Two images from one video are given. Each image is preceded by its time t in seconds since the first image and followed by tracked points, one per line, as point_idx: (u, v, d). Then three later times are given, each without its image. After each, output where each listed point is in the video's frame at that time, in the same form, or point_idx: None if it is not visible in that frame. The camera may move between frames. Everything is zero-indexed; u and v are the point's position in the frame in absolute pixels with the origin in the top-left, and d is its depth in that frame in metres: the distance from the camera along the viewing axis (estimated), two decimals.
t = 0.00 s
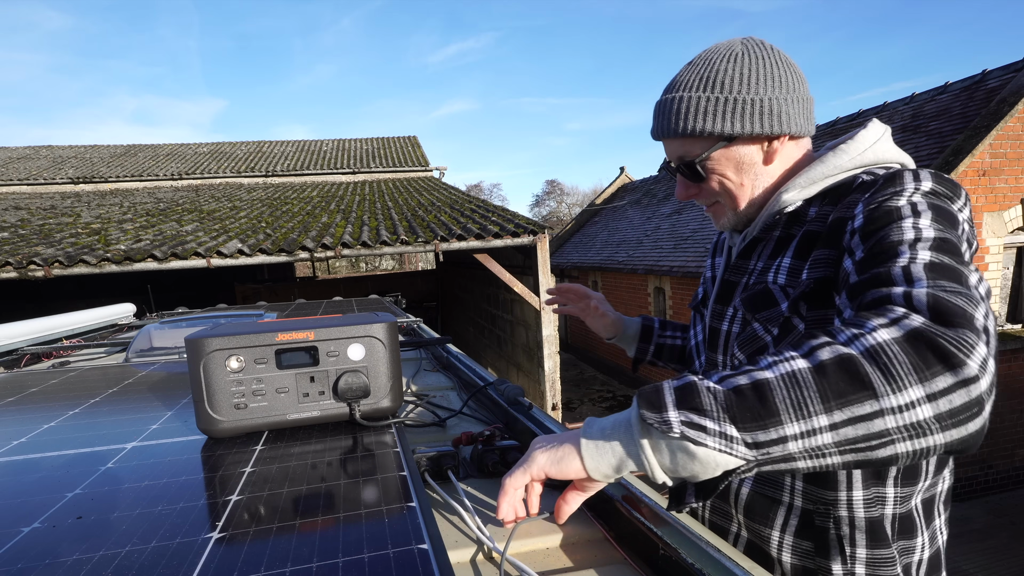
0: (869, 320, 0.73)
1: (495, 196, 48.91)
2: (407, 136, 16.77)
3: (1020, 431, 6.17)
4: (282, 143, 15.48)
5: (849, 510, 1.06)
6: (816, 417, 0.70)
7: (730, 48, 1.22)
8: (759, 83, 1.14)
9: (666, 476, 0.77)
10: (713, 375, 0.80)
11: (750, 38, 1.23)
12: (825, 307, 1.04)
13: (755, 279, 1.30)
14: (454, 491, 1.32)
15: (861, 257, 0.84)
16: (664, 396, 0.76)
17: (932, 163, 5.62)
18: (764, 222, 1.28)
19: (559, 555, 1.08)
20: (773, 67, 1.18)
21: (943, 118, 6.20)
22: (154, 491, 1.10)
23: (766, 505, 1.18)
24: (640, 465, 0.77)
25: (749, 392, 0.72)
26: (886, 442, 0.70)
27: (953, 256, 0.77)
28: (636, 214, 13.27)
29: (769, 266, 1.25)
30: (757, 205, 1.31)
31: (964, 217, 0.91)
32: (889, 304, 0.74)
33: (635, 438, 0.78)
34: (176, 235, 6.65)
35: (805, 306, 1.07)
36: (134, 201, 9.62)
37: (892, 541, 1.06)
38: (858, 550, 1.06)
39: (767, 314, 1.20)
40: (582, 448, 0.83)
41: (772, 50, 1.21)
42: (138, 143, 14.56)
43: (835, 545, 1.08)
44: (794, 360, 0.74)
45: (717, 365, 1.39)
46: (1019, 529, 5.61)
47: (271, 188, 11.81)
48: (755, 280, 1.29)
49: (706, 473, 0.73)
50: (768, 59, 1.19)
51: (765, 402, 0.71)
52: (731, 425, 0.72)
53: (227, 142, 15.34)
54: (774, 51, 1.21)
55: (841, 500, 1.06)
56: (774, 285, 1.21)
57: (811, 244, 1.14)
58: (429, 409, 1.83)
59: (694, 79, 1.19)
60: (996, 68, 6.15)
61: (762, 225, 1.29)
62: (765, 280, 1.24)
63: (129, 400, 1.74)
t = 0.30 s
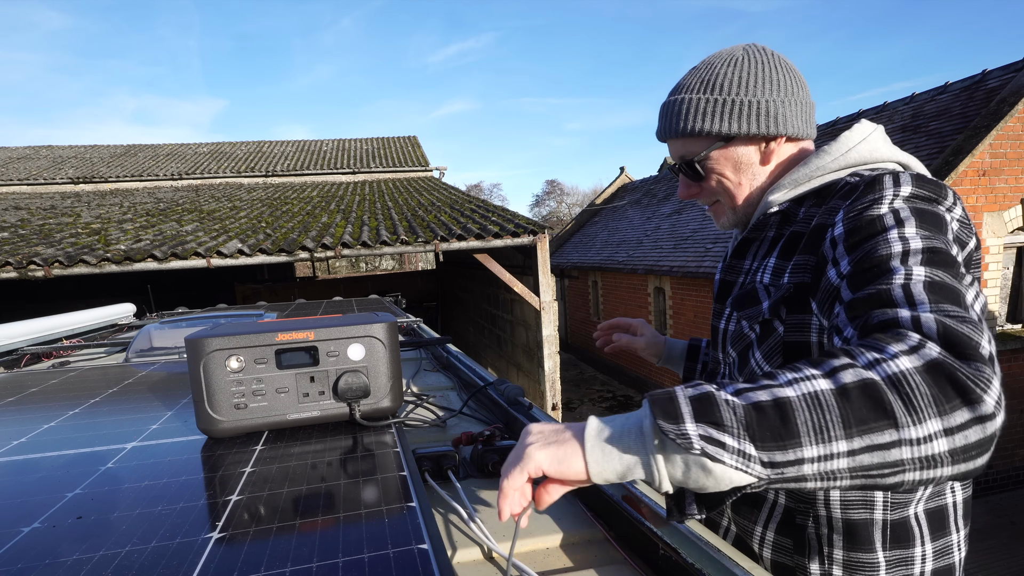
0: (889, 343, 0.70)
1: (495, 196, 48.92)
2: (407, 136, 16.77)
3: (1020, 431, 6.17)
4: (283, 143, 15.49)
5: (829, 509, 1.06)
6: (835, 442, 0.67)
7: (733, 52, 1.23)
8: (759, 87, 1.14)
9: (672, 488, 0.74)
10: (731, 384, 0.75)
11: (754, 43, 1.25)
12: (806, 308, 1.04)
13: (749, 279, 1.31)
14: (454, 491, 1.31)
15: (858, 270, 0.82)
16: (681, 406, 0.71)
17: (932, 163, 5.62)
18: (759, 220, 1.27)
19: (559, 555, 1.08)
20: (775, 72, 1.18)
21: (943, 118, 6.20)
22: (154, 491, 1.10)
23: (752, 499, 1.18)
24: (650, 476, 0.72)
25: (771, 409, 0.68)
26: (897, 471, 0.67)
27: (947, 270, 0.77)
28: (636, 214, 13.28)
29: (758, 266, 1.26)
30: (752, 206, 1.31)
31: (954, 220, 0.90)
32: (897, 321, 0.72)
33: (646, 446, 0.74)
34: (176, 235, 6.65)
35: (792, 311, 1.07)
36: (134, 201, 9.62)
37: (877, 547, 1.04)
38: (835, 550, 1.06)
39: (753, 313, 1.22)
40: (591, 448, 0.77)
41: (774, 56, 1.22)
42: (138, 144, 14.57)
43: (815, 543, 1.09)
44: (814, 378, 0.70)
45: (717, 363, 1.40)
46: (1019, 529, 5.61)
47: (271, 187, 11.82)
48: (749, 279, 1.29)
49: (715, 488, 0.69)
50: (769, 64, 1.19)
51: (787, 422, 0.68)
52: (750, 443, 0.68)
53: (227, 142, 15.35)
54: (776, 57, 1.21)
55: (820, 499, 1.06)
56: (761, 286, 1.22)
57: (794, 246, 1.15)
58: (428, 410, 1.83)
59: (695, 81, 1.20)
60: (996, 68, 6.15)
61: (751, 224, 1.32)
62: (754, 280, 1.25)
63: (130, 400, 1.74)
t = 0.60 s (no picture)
0: (954, 399, 0.73)
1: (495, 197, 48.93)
2: (407, 136, 16.77)
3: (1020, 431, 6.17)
4: (283, 143, 15.49)
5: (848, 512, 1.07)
6: (890, 484, 0.73)
7: (759, 48, 1.25)
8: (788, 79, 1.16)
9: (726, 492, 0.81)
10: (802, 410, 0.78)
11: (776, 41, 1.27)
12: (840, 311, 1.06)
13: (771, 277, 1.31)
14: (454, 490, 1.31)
15: (911, 293, 0.83)
16: (758, 430, 0.75)
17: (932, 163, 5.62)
18: (781, 220, 1.27)
19: (559, 555, 1.08)
20: (800, 67, 1.21)
21: (943, 118, 6.19)
22: (154, 491, 1.10)
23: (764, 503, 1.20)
24: (714, 479, 0.77)
25: (843, 448, 0.73)
26: (927, 509, 0.76)
27: (992, 307, 0.80)
28: (636, 214, 13.28)
29: (785, 266, 1.26)
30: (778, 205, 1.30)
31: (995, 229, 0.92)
32: (955, 365, 0.75)
33: (717, 462, 0.77)
34: (176, 235, 6.65)
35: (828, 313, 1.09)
36: (134, 201, 9.62)
37: (893, 548, 1.06)
38: (853, 553, 1.08)
39: (778, 312, 1.22)
40: (660, 443, 0.77)
41: (796, 51, 1.25)
42: (138, 144, 14.57)
43: (830, 546, 1.10)
44: (887, 423, 0.73)
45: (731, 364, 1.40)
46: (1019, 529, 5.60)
47: (271, 187, 11.82)
48: (772, 278, 1.29)
49: (768, 502, 0.78)
50: (795, 59, 1.22)
51: (854, 463, 0.73)
52: (816, 477, 0.74)
53: (227, 142, 15.35)
54: (799, 52, 1.24)
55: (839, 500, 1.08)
56: (789, 285, 1.22)
57: (829, 246, 1.15)
58: (429, 410, 1.82)
59: (722, 73, 1.21)
60: (996, 68, 6.15)
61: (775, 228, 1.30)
62: (781, 279, 1.25)
63: (129, 400, 1.73)
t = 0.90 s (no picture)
0: (940, 424, 0.82)
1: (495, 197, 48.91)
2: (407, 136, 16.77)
3: (1019, 431, 6.18)
4: (283, 143, 15.49)
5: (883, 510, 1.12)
6: (876, 499, 0.83)
7: (805, 28, 1.27)
8: (837, 67, 1.20)
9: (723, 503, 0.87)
10: (808, 431, 0.86)
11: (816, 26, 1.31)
12: (872, 315, 1.08)
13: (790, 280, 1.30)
14: (454, 491, 1.31)
15: (941, 308, 0.90)
16: (765, 457, 0.83)
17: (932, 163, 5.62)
18: (803, 225, 1.29)
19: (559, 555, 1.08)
20: (844, 56, 1.25)
21: (943, 118, 6.19)
22: (154, 491, 1.10)
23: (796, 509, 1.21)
24: (722, 498, 0.84)
25: (838, 471, 0.82)
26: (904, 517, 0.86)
27: (994, 334, 0.89)
28: (636, 214, 13.28)
29: (808, 268, 1.26)
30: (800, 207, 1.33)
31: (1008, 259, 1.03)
32: (951, 387, 0.84)
33: (724, 481, 0.84)
34: (176, 235, 6.65)
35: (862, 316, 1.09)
36: (133, 201, 9.62)
37: (921, 543, 1.13)
38: (890, 552, 1.12)
39: (808, 317, 1.21)
40: (676, 465, 0.83)
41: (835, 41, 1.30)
42: (138, 144, 14.57)
43: (867, 548, 1.14)
44: (878, 448, 0.82)
45: (736, 366, 1.39)
46: (1019, 529, 5.60)
47: (271, 187, 11.82)
48: (790, 281, 1.29)
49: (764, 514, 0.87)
50: (840, 47, 1.26)
51: (847, 484, 0.82)
52: (812, 494, 0.83)
53: (227, 142, 15.34)
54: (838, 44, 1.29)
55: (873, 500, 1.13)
56: (815, 287, 1.22)
57: (861, 249, 1.15)
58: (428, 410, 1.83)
59: (773, 50, 1.22)
60: (996, 68, 6.15)
61: (797, 228, 1.31)
62: (804, 281, 1.24)
63: (129, 400, 1.73)
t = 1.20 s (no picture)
0: (916, 429, 0.82)
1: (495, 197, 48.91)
2: (407, 136, 16.76)
3: (1018, 430, 6.18)
4: (283, 143, 15.49)
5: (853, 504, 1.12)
6: (854, 501, 0.83)
7: (797, 30, 1.29)
8: (829, 72, 1.23)
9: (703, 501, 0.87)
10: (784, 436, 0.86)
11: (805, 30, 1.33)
12: (839, 315, 1.08)
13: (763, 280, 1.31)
14: (454, 492, 1.31)
15: (909, 313, 0.90)
16: (746, 459, 0.83)
17: (932, 163, 5.61)
18: (773, 226, 1.30)
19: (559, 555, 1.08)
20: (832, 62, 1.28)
21: (943, 118, 6.19)
22: (154, 491, 1.10)
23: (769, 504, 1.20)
24: (705, 497, 0.85)
25: (817, 474, 0.82)
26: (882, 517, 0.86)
27: (967, 337, 0.89)
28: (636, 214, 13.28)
29: (779, 268, 1.26)
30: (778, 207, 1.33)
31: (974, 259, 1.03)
32: (925, 393, 0.85)
33: (708, 480, 0.84)
34: (176, 235, 6.65)
35: (830, 317, 1.09)
36: (133, 201, 9.62)
37: (894, 537, 1.12)
38: (861, 545, 1.12)
39: (777, 316, 1.22)
40: (660, 467, 0.83)
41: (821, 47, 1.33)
42: (138, 144, 14.57)
43: (840, 541, 1.13)
44: (857, 451, 0.82)
45: (712, 364, 1.39)
46: (1019, 530, 5.60)
47: (271, 187, 11.82)
48: (762, 281, 1.30)
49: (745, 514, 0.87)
50: (829, 52, 1.29)
51: (825, 486, 0.82)
52: (791, 495, 0.84)
53: (227, 142, 15.34)
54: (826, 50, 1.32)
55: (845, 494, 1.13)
56: (783, 287, 1.23)
57: (827, 250, 1.15)
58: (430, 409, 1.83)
59: (769, 48, 1.23)
60: (996, 68, 6.15)
61: (769, 227, 1.31)
62: (775, 281, 1.25)
63: (129, 401, 1.73)
